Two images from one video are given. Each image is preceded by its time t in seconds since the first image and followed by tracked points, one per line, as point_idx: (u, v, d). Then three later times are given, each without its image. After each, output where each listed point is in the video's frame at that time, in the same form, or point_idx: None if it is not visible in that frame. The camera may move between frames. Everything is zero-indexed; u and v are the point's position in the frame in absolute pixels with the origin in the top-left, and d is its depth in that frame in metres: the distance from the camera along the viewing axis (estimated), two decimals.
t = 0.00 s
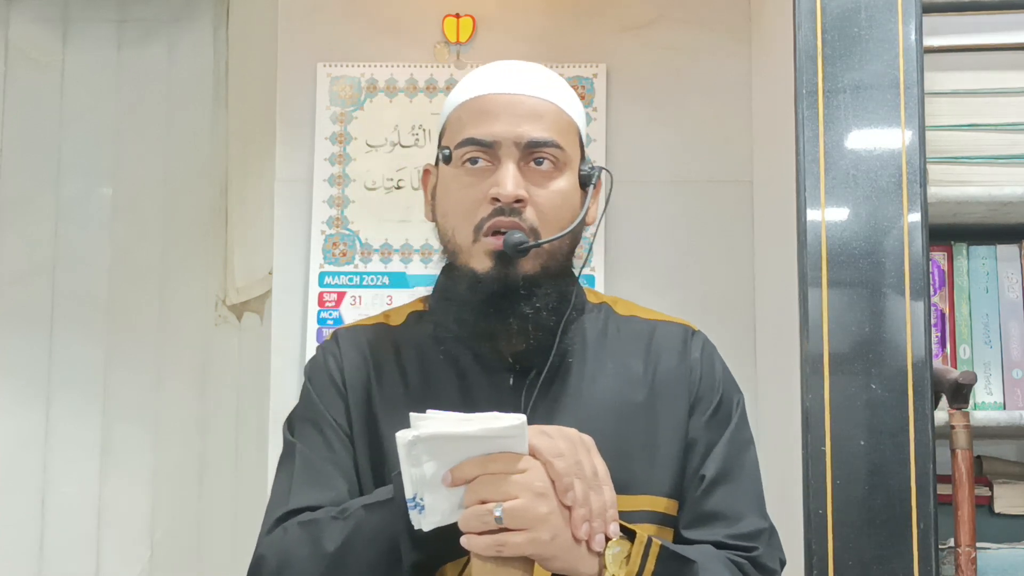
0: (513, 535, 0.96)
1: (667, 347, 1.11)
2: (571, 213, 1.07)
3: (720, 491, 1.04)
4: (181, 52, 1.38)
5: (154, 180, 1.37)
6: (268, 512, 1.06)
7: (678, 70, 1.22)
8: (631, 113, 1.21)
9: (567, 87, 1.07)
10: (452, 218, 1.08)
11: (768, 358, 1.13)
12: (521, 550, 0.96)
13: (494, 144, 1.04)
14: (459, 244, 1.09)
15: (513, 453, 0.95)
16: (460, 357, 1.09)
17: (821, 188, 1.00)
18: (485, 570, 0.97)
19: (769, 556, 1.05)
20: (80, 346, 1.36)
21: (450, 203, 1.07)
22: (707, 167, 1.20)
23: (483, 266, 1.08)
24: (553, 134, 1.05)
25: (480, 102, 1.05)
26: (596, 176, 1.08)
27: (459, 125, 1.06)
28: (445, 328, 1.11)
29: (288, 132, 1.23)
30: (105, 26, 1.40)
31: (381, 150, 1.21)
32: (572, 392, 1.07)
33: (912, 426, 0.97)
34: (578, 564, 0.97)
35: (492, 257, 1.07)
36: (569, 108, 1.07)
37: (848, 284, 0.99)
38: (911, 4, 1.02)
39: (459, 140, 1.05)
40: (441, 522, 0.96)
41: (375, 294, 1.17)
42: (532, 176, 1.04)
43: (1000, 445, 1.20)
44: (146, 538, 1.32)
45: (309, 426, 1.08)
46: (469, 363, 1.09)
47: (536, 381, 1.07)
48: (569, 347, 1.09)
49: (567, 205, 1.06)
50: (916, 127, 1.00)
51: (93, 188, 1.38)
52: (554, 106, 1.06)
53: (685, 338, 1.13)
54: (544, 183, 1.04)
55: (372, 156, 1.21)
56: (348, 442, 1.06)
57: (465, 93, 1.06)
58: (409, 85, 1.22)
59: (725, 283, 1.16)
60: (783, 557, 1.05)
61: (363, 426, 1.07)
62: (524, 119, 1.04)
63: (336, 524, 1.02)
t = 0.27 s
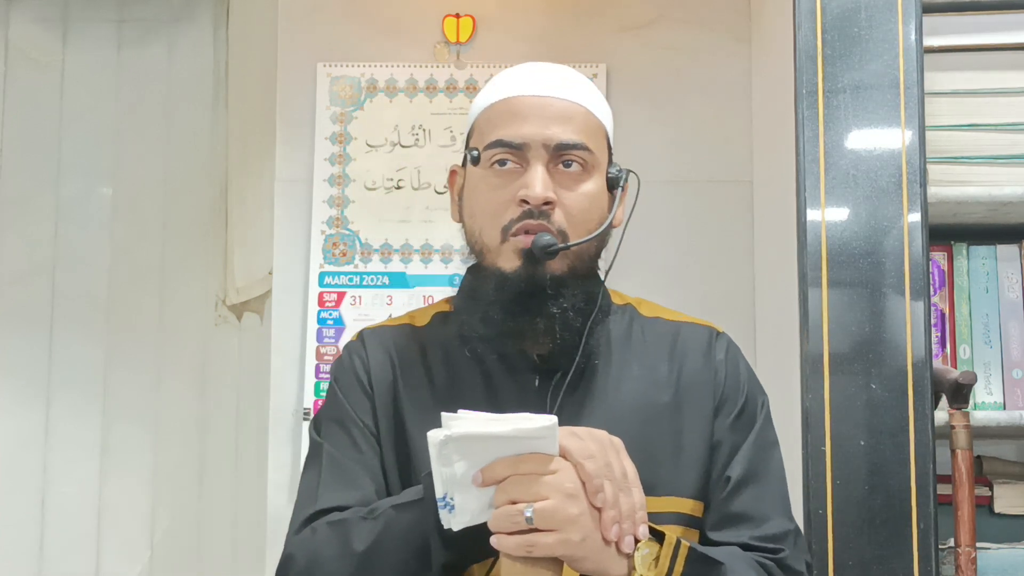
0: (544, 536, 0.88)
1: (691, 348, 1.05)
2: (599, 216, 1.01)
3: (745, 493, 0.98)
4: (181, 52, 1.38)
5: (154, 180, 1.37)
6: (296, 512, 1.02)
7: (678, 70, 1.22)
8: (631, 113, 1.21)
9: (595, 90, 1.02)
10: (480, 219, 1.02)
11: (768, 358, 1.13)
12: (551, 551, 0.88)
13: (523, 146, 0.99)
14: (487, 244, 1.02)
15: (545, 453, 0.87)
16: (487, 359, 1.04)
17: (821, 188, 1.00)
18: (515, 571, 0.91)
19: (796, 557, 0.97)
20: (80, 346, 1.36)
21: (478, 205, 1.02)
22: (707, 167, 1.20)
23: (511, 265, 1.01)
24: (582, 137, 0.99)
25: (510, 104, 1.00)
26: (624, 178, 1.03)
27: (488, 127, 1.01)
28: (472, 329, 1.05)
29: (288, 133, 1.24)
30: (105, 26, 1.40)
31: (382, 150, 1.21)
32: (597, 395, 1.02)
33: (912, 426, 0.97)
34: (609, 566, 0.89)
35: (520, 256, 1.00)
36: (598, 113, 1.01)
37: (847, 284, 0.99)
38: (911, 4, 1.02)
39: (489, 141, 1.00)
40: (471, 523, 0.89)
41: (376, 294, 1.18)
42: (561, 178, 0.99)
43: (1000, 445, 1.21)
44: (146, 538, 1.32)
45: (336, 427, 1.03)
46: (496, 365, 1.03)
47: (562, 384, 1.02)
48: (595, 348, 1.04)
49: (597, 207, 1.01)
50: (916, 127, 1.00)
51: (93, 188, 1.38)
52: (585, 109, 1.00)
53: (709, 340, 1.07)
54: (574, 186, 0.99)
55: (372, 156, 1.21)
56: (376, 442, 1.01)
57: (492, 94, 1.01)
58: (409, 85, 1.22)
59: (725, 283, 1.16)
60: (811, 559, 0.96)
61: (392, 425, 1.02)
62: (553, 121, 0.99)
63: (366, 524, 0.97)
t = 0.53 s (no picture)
0: (570, 537, 0.72)
1: (712, 351, 0.96)
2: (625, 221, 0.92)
3: (768, 496, 0.87)
4: (180, 52, 1.38)
5: (153, 180, 1.37)
6: (317, 515, 0.87)
7: (678, 70, 1.23)
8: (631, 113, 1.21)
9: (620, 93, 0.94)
10: (499, 225, 0.92)
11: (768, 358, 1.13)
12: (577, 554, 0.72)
13: (547, 149, 0.89)
14: (506, 250, 0.92)
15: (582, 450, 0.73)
16: (511, 361, 0.94)
17: (821, 188, 1.00)
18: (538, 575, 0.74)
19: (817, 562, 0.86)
20: (80, 346, 1.35)
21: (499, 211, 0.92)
22: (706, 168, 1.20)
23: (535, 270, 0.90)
24: (609, 141, 0.91)
25: (533, 106, 0.91)
26: (648, 183, 0.94)
27: (510, 131, 0.92)
28: (496, 328, 0.95)
29: (289, 133, 1.24)
30: (105, 26, 1.40)
31: (381, 150, 1.21)
32: (620, 399, 0.92)
33: (912, 426, 0.97)
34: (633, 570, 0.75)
35: (544, 261, 0.89)
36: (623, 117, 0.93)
37: (847, 284, 0.99)
38: (911, 4, 1.02)
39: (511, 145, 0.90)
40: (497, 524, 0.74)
41: (376, 294, 1.18)
42: (585, 182, 0.90)
43: (999, 444, 1.21)
44: (147, 538, 1.32)
45: (357, 427, 0.92)
46: (519, 368, 0.94)
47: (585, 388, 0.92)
48: (619, 351, 0.95)
49: (623, 213, 0.92)
50: (916, 127, 1.00)
51: (93, 188, 1.38)
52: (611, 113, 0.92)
53: (730, 342, 0.97)
54: (600, 191, 0.90)
55: (372, 156, 1.21)
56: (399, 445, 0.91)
57: (514, 98, 0.92)
58: (409, 85, 1.22)
59: (725, 283, 1.18)
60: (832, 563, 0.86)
61: (415, 430, 0.92)
62: (579, 124, 0.90)
63: (391, 524, 0.82)
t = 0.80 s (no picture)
0: (583, 538, 0.69)
1: (722, 352, 0.94)
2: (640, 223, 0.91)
3: (778, 499, 0.83)
4: (180, 52, 1.38)
5: (153, 180, 1.37)
6: (328, 513, 0.84)
7: (678, 70, 1.23)
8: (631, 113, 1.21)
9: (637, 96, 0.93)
10: (514, 226, 0.91)
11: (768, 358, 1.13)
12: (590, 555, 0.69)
13: (564, 150, 0.89)
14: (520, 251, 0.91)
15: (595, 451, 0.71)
16: (522, 362, 0.92)
17: (821, 188, 1.00)
18: None
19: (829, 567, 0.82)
20: (80, 346, 1.35)
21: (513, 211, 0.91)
22: (706, 168, 1.20)
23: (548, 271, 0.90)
24: (626, 144, 0.90)
25: (549, 107, 0.90)
26: (662, 185, 0.94)
27: (526, 132, 0.91)
28: (507, 328, 0.94)
29: (289, 133, 1.24)
30: (105, 26, 1.40)
31: (381, 150, 1.21)
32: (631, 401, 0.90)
33: (912, 426, 0.97)
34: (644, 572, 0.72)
35: (558, 262, 0.89)
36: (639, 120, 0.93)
37: (847, 284, 0.99)
38: (911, 4, 1.02)
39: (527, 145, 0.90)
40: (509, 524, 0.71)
41: (376, 294, 1.18)
42: (602, 184, 0.89)
43: (999, 444, 1.21)
44: (147, 538, 1.32)
45: (368, 426, 0.88)
46: (530, 369, 0.92)
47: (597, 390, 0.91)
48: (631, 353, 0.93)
49: (637, 216, 0.91)
50: (916, 128, 1.00)
51: (93, 188, 1.38)
52: (628, 115, 0.91)
53: (740, 343, 0.95)
54: (615, 193, 0.89)
55: (372, 156, 1.21)
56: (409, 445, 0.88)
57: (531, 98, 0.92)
58: (409, 85, 1.22)
59: (725, 283, 1.19)
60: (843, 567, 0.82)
61: (426, 429, 0.90)
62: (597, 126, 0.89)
63: (403, 524, 0.78)
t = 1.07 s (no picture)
0: (581, 538, 0.69)
1: (721, 352, 0.94)
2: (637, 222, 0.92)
3: (775, 498, 0.83)
4: (180, 52, 1.38)
5: (153, 180, 1.37)
6: (325, 514, 0.84)
7: (678, 70, 1.23)
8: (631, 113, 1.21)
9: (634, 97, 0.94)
10: (512, 224, 0.92)
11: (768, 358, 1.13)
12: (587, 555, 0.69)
13: (562, 148, 0.89)
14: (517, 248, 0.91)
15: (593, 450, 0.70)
16: (520, 362, 0.92)
17: (821, 188, 1.00)
18: None
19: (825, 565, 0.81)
20: (80, 346, 1.35)
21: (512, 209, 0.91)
22: (706, 168, 1.20)
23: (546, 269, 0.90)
24: (623, 143, 0.90)
25: (548, 106, 0.91)
26: (660, 185, 0.94)
27: (524, 130, 0.91)
28: (505, 327, 0.94)
29: (289, 133, 1.24)
30: (104, 26, 1.40)
31: (381, 150, 1.21)
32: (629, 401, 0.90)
33: (912, 426, 0.97)
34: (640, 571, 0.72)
35: (555, 260, 0.89)
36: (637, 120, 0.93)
37: (847, 284, 0.99)
38: (911, 4, 1.02)
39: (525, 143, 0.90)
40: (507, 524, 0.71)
41: (376, 294, 1.18)
42: (599, 182, 0.89)
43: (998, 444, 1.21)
44: (147, 538, 1.32)
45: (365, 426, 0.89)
46: (528, 368, 0.92)
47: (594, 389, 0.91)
48: (628, 352, 0.93)
49: (635, 215, 0.91)
50: (916, 128, 1.00)
51: (93, 188, 1.38)
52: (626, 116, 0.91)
53: (738, 343, 0.95)
54: (612, 191, 0.89)
55: (372, 156, 1.21)
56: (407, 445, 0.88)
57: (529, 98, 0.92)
58: (409, 85, 1.22)
59: (725, 283, 1.19)
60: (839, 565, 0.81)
61: (424, 429, 0.90)
62: (594, 125, 0.90)
63: (401, 523, 0.78)
